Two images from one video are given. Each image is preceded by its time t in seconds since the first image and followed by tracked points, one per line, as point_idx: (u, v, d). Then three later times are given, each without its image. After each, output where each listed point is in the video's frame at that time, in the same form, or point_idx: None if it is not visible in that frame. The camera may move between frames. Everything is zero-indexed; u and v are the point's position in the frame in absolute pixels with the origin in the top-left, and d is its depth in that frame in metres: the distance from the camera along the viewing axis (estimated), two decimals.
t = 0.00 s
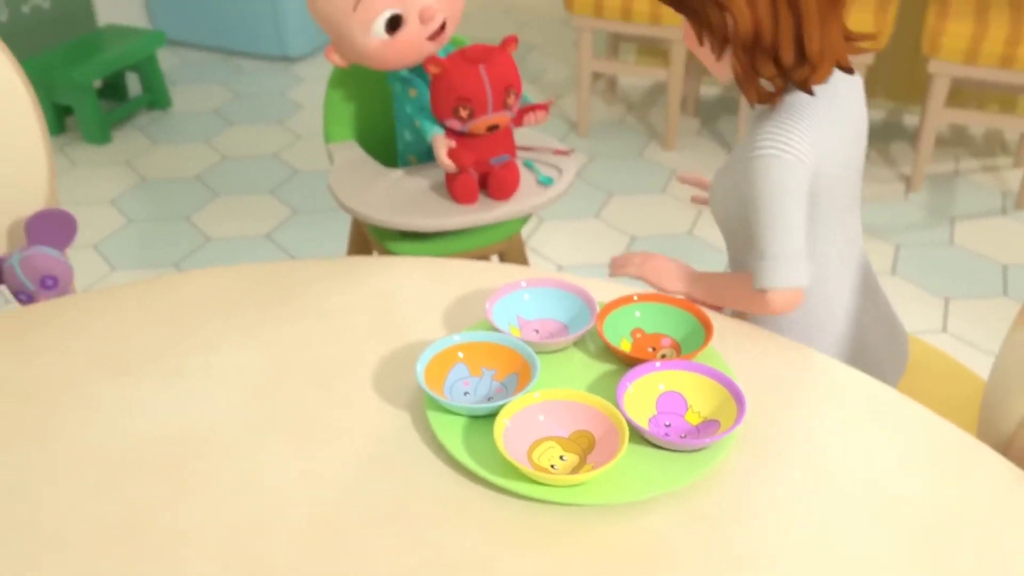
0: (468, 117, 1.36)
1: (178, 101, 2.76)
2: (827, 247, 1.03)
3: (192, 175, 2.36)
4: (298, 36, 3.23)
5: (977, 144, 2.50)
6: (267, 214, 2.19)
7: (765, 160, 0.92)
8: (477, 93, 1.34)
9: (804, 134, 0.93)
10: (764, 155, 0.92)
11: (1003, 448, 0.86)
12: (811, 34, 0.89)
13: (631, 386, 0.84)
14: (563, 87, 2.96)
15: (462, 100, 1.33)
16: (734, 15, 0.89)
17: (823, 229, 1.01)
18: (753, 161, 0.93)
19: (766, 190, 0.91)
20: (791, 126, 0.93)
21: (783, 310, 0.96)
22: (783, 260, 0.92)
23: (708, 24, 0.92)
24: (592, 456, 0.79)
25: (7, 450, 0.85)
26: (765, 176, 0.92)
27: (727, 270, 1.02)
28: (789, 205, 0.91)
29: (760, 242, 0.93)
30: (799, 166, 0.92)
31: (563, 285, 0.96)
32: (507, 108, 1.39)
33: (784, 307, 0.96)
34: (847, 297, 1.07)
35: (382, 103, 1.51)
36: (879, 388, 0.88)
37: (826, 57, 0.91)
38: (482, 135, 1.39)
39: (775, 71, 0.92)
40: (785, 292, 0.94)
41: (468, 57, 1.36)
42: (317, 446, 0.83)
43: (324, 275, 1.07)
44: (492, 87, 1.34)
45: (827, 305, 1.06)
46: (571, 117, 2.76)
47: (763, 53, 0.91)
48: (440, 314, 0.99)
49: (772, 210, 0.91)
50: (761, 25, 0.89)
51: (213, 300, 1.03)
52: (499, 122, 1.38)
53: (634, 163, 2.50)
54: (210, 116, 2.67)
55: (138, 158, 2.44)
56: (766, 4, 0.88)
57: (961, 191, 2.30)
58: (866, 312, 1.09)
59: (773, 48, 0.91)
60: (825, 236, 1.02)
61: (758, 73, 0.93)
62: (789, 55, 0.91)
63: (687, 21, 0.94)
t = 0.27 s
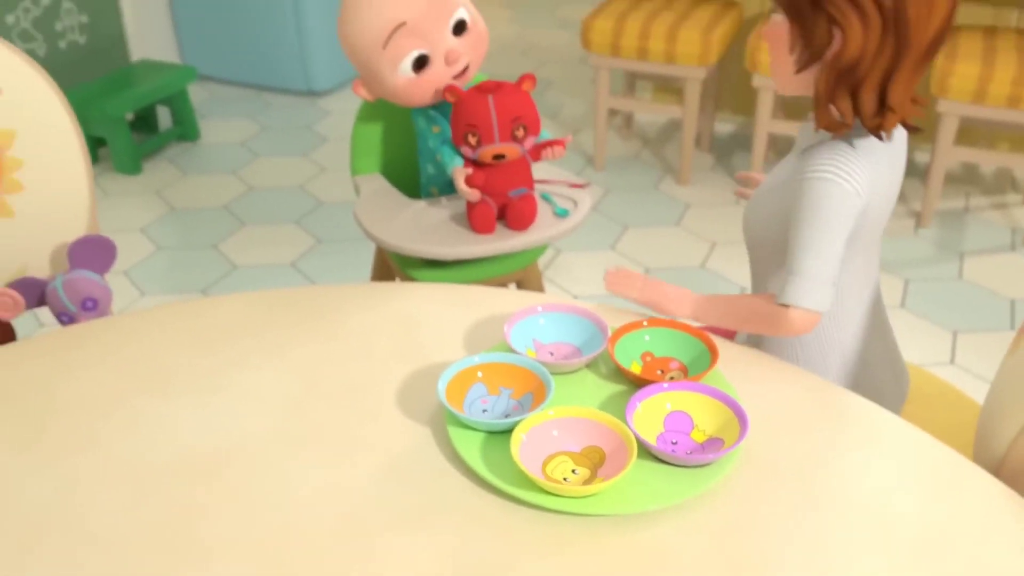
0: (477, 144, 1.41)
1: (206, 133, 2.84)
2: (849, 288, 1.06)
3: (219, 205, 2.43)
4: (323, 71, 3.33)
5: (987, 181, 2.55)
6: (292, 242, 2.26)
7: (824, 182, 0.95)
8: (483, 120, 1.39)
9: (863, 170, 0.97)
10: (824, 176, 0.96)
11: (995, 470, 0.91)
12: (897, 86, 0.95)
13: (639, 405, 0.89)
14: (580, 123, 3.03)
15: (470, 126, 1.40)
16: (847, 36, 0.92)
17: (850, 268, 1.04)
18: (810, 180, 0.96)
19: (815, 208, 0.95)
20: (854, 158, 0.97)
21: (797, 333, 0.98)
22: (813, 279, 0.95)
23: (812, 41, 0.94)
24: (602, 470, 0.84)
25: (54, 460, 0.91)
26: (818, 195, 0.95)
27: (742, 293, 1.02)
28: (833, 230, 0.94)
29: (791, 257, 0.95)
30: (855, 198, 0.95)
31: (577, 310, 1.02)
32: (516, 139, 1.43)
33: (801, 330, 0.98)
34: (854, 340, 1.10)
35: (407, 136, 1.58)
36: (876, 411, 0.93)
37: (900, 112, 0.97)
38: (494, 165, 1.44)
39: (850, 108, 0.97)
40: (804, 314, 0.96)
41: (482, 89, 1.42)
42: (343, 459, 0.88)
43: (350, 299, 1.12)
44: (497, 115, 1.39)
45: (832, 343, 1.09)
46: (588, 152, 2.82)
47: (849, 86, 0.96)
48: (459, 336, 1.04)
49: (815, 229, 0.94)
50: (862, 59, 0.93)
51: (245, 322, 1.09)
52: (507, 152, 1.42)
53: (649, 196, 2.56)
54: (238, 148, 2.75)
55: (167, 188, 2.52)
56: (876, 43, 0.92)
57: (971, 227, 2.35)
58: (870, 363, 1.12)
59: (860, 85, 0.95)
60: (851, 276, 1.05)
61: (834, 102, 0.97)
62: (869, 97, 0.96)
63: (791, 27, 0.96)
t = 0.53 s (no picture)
0: (499, 167, 1.49)
1: (232, 163, 2.93)
2: (848, 312, 1.11)
3: (244, 232, 2.51)
4: (346, 104, 3.42)
5: (994, 215, 2.59)
6: (314, 269, 2.33)
7: (824, 215, 1.01)
8: (507, 144, 1.47)
9: (865, 205, 1.03)
10: (827, 209, 1.01)
11: (984, 484, 0.96)
12: (898, 130, 1.01)
13: (647, 418, 0.95)
14: (595, 155, 3.10)
15: (495, 150, 1.47)
16: (861, 75, 0.98)
17: (848, 293, 1.10)
18: (812, 212, 1.02)
19: (815, 239, 1.01)
20: (856, 193, 1.03)
21: (788, 352, 1.04)
22: (807, 304, 1.01)
23: (826, 72, 1.01)
24: (611, 478, 0.89)
25: (99, 464, 0.97)
26: (820, 227, 1.01)
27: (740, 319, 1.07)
28: (831, 260, 1.00)
29: (790, 283, 1.02)
30: (855, 230, 1.01)
31: (589, 331, 1.08)
32: (536, 167, 1.50)
33: (794, 349, 1.04)
34: (854, 361, 1.15)
35: (428, 168, 1.65)
36: (870, 427, 0.98)
37: (897, 154, 1.03)
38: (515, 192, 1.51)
39: (852, 143, 1.03)
40: (797, 332, 1.02)
41: (509, 116, 1.50)
42: (369, 464, 0.94)
43: (375, 318, 1.19)
44: (522, 141, 1.47)
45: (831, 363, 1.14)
46: (603, 184, 2.89)
47: (854, 122, 1.02)
48: (478, 353, 1.11)
49: (814, 258, 1.00)
50: (870, 99, 0.99)
51: (276, 339, 1.16)
52: (527, 178, 1.49)
53: (661, 227, 2.62)
54: (262, 178, 2.83)
55: (194, 215, 2.60)
56: (884, 86, 0.98)
57: (978, 260, 2.39)
58: (868, 381, 1.18)
59: (863, 122, 1.02)
60: (849, 301, 1.10)
61: (838, 134, 1.03)
62: (870, 137, 1.02)
63: (810, 57, 1.02)
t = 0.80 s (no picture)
0: (516, 181, 1.54)
1: (247, 180, 2.99)
2: (840, 318, 1.16)
3: (259, 246, 2.57)
4: (358, 122, 3.48)
5: (995, 233, 2.64)
6: (327, 282, 2.38)
7: (809, 225, 1.06)
8: (527, 159, 1.52)
9: (848, 214, 1.08)
10: (810, 221, 1.07)
11: (971, 484, 1.00)
12: (872, 141, 1.06)
13: (649, 419, 1.00)
14: (602, 173, 3.16)
15: (515, 164, 1.52)
16: (826, 97, 1.04)
17: (838, 300, 1.15)
18: (797, 224, 1.07)
19: (804, 250, 1.06)
20: (837, 204, 1.08)
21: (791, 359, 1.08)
22: (800, 312, 1.05)
23: (795, 99, 1.07)
24: (615, 475, 0.94)
25: (129, 461, 1.03)
26: (806, 238, 1.06)
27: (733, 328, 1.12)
28: (819, 268, 1.05)
29: (782, 293, 1.07)
30: (839, 238, 1.06)
31: (594, 338, 1.13)
32: (552, 183, 1.56)
33: (793, 356, 1.08)
34: (849, 364, 1.20)
35: (440, 186, 1.71)
36: (863, 430, 1.03)
37: (876, 165, 1.08)
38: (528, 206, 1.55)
39: (832, 160, 1.08)
40: (796, 339, 1.07)
41: (529, 133, 1.55)
42: (385, 462, 0.99)
43: (389, 326, 1.24)
44: (542, 158, 1.52)
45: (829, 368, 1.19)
46: (609, 201, 2.95)
47: (830, 141, 1.08)
48: (488, 359, 1.16)
49: (803, 268, 1.05)
50: (839, 117, 1.05)
51: (295, 346, 1.21)
52: (543, 194, 1.55)
53: (667, 243, 2.67)
54: (276, 194, 2.89)
55: (210, 230, 2.66)
56: (850, 104, 1.04)
57: (977, 277, 2.44)
58: (865, 383, 1.22)
59: (838, 139, 1.07)
60: (840, 307, 1.15)
61: (817, 155, 1.09)
62: (848, 150, 1.07)
63: (778, 89, 1.09)
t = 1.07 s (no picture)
0: (532, 198, 1.60)
1: (259, 193, 3.06)
2: (833, 321, 1.21)
3: (271, 258, 2.63)
4: (368, 137, 3.55)
5: (993, 246, 2.69)
6: (338, 293, 2.44)
7: (806, 231, 1.12)
8: (545, 179, 1.59)
9: (842, 222, 1.14)
10: (806, 228, 1.12)
11: (958, 481, 1.05)
12: (870, 149, 1.11)
13: (650, 418, 1.05)
14: (606, 187, 3.22)
15: (533, 182, 1.59)
16: (829, 103, 1.10)
17: (832, 304, 1.20)
18: (794, 230, 1.13)
19: (799, 256, 1.11)
20: (832, 211, 1.14)
21: (784, 360, 1.14)
22: (795, 314, 1.11)
23: (800, 104, 1.13)
24: (618, 471, 0.99)
25: (154, 457, 1.08)
26: (802, 245, 1.12)
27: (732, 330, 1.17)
28: (813, 272, 1.11)
29: (778, 296, 1.12)
30: (833, 245, 1.12)
31: (598, 341, 1.18)
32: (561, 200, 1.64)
33: (786, 357, 1.13)
34: (841, 367, 1.25)
35: (450, 199, 1.76)
36: (854, 430, 1.08)
37: (873, 172, 1.13)
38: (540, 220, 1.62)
39: (831, 165, 1.13)
40: (791, 340, 1.11)
41: (543, 150, 1.61)
42: (398, 458, 1.04)
43: (401, 331, 1.29)
44: (557, 176, 1.60)
45: (821, 371, 1.25)
46: (614, 215, 3.00)
47: (830, 146, 1.13)
48: (497, 362, 1.21)
49: (799, 272, 1.11)
50: (840, 124, 1.11)
51: (311, 350, 1.26)
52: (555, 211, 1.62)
53: (670, 256, 2.73)
54: (287, 207, 2.95)
55: (223, 242, 2.72)
56: (853, 112, 1.10)
57: (975, 289, 2.48)
58: (856, 386, 1.28)
59: (837, 145, 1.13)
60: (834, 311, 1.20)
61: (817, 159, 1.14)
62: (846, 157, 1.12)
63: (784, 93, 1.14)
